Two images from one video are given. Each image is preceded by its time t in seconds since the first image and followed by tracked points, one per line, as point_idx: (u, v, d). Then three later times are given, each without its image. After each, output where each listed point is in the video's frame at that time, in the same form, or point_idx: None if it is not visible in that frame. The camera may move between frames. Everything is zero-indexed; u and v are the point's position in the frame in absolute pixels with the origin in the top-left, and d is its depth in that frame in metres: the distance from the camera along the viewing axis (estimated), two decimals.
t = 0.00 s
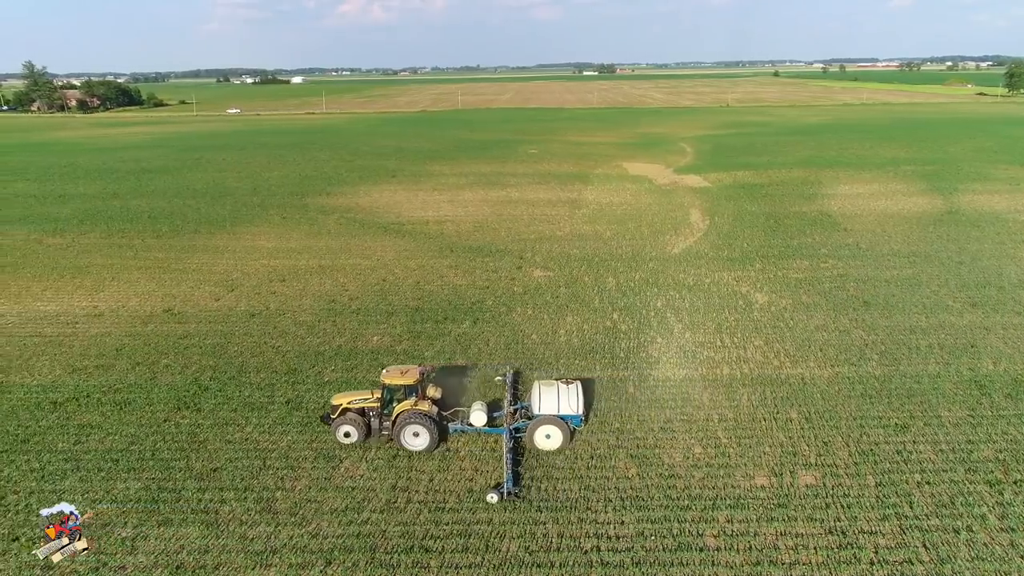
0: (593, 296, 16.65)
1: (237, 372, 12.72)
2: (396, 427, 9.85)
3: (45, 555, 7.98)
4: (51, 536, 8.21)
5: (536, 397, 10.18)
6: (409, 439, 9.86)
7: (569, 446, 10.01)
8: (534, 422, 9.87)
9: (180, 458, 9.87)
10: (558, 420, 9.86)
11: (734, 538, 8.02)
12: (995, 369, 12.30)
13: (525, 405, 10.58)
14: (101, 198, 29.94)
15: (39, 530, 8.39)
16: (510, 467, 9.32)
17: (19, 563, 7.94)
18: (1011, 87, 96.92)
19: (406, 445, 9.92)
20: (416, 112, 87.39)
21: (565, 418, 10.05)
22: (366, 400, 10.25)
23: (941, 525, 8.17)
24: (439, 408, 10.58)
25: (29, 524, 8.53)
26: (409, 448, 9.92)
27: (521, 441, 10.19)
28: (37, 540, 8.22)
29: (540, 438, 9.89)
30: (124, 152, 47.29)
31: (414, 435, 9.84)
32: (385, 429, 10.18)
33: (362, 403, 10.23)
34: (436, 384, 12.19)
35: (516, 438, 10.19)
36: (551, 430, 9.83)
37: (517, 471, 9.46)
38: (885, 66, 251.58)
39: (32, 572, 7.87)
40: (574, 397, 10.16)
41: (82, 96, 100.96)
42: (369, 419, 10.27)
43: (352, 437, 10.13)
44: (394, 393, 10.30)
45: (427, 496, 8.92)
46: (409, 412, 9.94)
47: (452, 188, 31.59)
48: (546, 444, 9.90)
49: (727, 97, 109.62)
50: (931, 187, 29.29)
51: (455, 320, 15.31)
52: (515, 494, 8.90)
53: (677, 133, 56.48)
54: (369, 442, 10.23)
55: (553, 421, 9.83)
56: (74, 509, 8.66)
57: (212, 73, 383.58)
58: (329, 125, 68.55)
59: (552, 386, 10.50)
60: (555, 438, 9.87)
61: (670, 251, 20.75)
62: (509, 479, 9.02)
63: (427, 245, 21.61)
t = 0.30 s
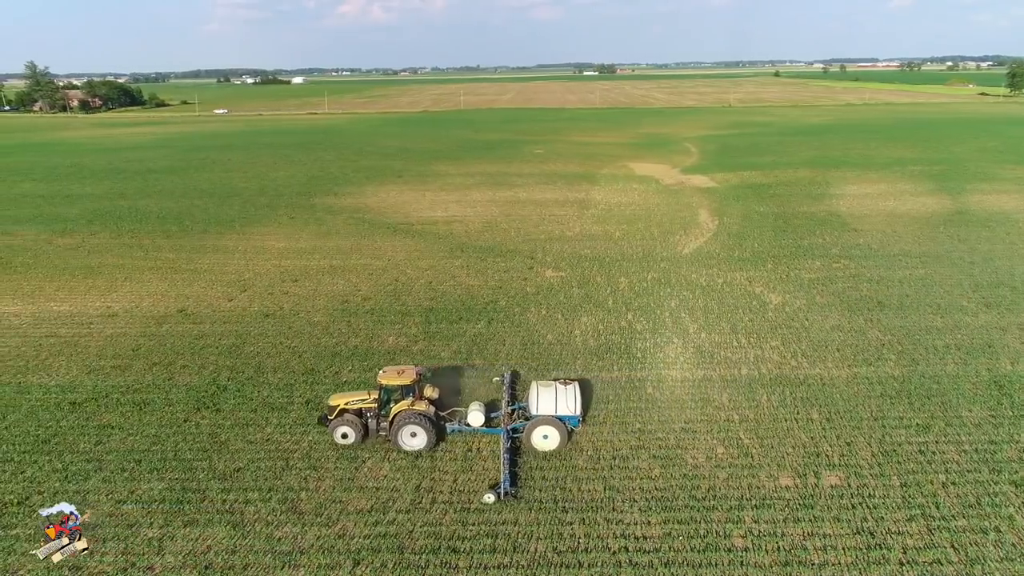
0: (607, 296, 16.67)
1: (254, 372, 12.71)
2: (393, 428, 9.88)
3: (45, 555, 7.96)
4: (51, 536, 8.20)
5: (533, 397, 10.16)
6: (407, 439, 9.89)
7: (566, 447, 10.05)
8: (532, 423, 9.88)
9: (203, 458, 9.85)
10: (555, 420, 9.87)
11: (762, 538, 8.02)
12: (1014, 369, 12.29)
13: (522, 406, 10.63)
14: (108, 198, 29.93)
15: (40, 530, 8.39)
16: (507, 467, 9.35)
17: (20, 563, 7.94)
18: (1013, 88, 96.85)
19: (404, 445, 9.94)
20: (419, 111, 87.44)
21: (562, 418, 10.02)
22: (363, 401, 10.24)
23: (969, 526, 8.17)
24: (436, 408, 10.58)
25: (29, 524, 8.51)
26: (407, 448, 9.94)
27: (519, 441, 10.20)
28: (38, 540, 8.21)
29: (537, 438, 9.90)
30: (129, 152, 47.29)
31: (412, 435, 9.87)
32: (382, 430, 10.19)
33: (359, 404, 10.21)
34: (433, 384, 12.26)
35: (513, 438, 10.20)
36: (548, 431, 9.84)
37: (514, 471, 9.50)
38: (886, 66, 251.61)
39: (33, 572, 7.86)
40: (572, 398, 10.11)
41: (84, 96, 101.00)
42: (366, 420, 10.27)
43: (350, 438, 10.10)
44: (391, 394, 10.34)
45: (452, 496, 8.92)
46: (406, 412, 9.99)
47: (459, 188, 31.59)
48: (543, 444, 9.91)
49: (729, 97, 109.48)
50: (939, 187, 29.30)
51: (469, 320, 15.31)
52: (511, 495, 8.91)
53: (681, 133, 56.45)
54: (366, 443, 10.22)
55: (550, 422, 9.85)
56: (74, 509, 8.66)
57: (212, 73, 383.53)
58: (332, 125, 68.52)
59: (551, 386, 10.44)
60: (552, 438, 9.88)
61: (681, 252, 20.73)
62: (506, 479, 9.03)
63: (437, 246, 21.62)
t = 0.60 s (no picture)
0: (621, 296, 16.68)
1: (272, 372, 12.71)
2: (391, 428, 9.87)
3: (45, 555, 7.97)
4: (51, 536, 8.21)
5: (531, 397, 10.13)
6: (405, 440, 9.89)
7: (563, 447, 10.01)
8: (529, 423, 9.85)
9: (226, 458, 9.84)
10: (553, 420, 9.85)
11: (791, 538, 8.02)
12: None
13: (520, 406, 10.57)
14: (115, 198, 29.94)
15: (39, 530, 8.39)
16: (504, 468, 9.33)
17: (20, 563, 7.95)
18: (1015, 88, 96.80)
19: (402, 445, 9.94)
20: (423, 111, 87.64)
21: (560, 418, 10.00)
22: (361, 402, 10.24)
23: (997, 526, 8.16)
24: (433, 408, 10.56)
25: (28, 524, 8.52)
26: (404, 449, 9.93)
27: (516, 441, 10.17)
28: (38, 540, 8.22)
29: (535, 438, 9.87)
30: (134, 152, 47.30)
31: (410, 435, 9.87)
32: (380, 430, 10.14)
33: (357, 404, 10.21)
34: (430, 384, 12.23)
35: (511, 438, 10.17)
36: (546, 430, 9.83)
37: (511, 471, 9.48)
38: (887, 66, 251.65)
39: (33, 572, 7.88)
40: (570, 398, 10.07)
41: (86, 96, 101.09)
42: (364, 420, 10.25)
43: (348, 439, 10.09)
44: (389, 394, 10.12)
45: (478, 496, 8.92)
46: (405, 412, 9.95)
47: (466, 188, 31.60)
48: (541, 444, 9.88)
49: (731, 97, 109.49)
50: (947, 187, 29.29)
51: (484, 320, 15.31)
52: (509, 495, 8.91)
53: (685, 133, 56.44)
54: (364, 443, 10.20)
55: (547, 422, 9.83)
56: (74, 509, 8.68)
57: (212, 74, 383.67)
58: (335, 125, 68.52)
59: (548, 386, 10.40)
60: (551, 438, 9.86)
61: (692, 252, 20.68)
62: (502, 480, 9.03)
63: (447, 246, 21.61)
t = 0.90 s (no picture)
0: (636, 296, 16.67)
1: (290, 373, 12.69)
2: (388, 429, 9.87)
3: (45, 554, 7.98)
4: (51, 536, 8.21)
5: (529, 397, 10.13)
6: (402, 440, 9.88)
7: (560, 449, 9.96)
8: (527, 424, 9.86)
9: (248, 459, 9.82)
10: (551, 421, 9.86)
11: (819, 540, 8.01)
12: None
13: (518, 407, 10.52)
14: (122, 198, 29.95)
15: (39, 530, 8.40)
16: (502, 469, 9.30)
17: (20, 563, 7.94)
18: (1017, 88, 96.72)
19: (399, 446, 9.93)
20: (426, 112, 87.63)
21: (557, 419, 10.02)
22: (358, 403, 10.27)
23: None
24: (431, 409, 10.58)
25: (28, 524, 8.52)
26: (402, 450, 9.93)
27: (514, 442, 10.14)
28: (38, 540, 8.22)
29: (532, 439, 9.86)
30: (138, 153, 47.26)
31: (407, 435, 9.86)
32: (377, 431, 10.13)
33: (354, 405, 10.24)
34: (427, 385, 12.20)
35: (509, 439, 10.13)
36: (543, 432, 9.81)
37: (509, 473, 9.45)
38: (887, 66, 251.70)
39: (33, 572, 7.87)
40: (568, 399, 10.08)
41: (88, 96, 101.07)
42: (361, 421, 10.25)
43: (345, 440, 10.08)
44: (386, 395, 10.16)
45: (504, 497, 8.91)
46: (402, 413, 9.93)
47: (473, 188, 31.57)
48: (539, 445, 9.87)
49: (733, 97, 109.48)
50: (955, 186, 29.25)
51: (499, 320, 15.30)
52: (507, 496, 8.85)
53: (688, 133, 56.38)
54: (362, 444, 10.19)
55: (545, 423, 9.82)
56: (74, 509, 8.68)
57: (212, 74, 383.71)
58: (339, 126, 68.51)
59: (546, 387, 10.41)
60: (547, 439, 9.85)
61: (704, 253, 20.58)
62: (501, 480, 8.98)
63: (458, 246, 21.58)
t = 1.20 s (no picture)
0: (650, 296, 16.67)
1: (308, 373, 12.65)
2: (386, 431, 9.82)
3: (45, 555, 7.98)
4: (51, 536, 8.22)
5: (527, 398, 10.10)
6: (400, 442, 9.82)
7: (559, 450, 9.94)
8: (526, 425, 9.84)
9: (271, 460, 9.79)
10: (549, 422, 9.84)
11: (850, 541, 7.98)
12: None
13: (516, 407, 10.49)
14: (128, 198, 29.99)
15: (39, 530, 8.40)
16: (501, 470, 9.29)
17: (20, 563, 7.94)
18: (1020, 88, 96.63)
19: (397, 447, 9.86)
20: (428, 112, 87.64)
21: (555, 420, 10.02)
22: (357, 404, 10.25)
23: None
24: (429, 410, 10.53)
25: (28, 524, 8.53)
26: (400, 451, 9.86)
27: (513, 443, 10.13)
28: (38, 540, 8.23)
29: (531, 440, 9.84)
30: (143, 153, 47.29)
31: (405, 437, 9.80)
32: (375, 432, 10.08)
33: (352, 406, 10.21)
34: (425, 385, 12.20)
35: (507, 440, 10.14)
36: (541, 433, 9.80)
37: (507, 474, 9.43)
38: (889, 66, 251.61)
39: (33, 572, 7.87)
40: (566, 399, 10.07)
41: (90, 96, 101.08)
42: (360, 422, 10.20)
43: (343, 441, 10.05)
44: (384, 396, 10.13)
45: (529, 498, 8.88)
46: (400, 414, 9.90)
47: (480, 188, 31.56)
48: (537, 446, 9.84)
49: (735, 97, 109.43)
50: (965, 187, 29.20)
51: (515, 320, 15.27)
52: (506, 497, 8.84)
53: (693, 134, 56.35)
54: (360, 446, 10.16)
55: (543, 424, 9.81)
56: (74, 509, 8.69)
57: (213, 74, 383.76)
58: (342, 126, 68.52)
59: (544, 386, 10.38)
60: (546, 440, 9.81)
61: (716, 254, 20.50)
62: (499, 482, 8.97)
63: (469, 246, 21.55)
